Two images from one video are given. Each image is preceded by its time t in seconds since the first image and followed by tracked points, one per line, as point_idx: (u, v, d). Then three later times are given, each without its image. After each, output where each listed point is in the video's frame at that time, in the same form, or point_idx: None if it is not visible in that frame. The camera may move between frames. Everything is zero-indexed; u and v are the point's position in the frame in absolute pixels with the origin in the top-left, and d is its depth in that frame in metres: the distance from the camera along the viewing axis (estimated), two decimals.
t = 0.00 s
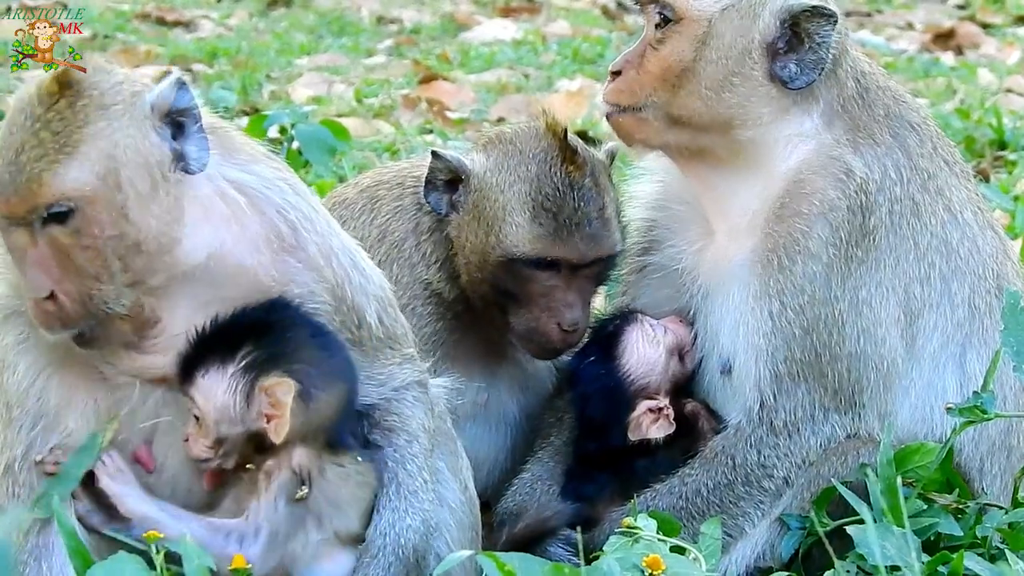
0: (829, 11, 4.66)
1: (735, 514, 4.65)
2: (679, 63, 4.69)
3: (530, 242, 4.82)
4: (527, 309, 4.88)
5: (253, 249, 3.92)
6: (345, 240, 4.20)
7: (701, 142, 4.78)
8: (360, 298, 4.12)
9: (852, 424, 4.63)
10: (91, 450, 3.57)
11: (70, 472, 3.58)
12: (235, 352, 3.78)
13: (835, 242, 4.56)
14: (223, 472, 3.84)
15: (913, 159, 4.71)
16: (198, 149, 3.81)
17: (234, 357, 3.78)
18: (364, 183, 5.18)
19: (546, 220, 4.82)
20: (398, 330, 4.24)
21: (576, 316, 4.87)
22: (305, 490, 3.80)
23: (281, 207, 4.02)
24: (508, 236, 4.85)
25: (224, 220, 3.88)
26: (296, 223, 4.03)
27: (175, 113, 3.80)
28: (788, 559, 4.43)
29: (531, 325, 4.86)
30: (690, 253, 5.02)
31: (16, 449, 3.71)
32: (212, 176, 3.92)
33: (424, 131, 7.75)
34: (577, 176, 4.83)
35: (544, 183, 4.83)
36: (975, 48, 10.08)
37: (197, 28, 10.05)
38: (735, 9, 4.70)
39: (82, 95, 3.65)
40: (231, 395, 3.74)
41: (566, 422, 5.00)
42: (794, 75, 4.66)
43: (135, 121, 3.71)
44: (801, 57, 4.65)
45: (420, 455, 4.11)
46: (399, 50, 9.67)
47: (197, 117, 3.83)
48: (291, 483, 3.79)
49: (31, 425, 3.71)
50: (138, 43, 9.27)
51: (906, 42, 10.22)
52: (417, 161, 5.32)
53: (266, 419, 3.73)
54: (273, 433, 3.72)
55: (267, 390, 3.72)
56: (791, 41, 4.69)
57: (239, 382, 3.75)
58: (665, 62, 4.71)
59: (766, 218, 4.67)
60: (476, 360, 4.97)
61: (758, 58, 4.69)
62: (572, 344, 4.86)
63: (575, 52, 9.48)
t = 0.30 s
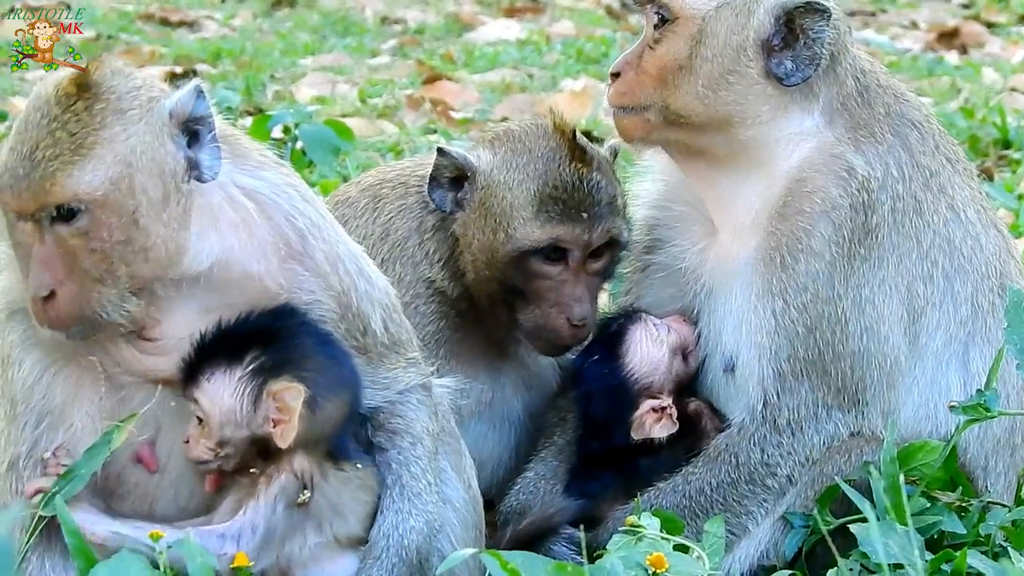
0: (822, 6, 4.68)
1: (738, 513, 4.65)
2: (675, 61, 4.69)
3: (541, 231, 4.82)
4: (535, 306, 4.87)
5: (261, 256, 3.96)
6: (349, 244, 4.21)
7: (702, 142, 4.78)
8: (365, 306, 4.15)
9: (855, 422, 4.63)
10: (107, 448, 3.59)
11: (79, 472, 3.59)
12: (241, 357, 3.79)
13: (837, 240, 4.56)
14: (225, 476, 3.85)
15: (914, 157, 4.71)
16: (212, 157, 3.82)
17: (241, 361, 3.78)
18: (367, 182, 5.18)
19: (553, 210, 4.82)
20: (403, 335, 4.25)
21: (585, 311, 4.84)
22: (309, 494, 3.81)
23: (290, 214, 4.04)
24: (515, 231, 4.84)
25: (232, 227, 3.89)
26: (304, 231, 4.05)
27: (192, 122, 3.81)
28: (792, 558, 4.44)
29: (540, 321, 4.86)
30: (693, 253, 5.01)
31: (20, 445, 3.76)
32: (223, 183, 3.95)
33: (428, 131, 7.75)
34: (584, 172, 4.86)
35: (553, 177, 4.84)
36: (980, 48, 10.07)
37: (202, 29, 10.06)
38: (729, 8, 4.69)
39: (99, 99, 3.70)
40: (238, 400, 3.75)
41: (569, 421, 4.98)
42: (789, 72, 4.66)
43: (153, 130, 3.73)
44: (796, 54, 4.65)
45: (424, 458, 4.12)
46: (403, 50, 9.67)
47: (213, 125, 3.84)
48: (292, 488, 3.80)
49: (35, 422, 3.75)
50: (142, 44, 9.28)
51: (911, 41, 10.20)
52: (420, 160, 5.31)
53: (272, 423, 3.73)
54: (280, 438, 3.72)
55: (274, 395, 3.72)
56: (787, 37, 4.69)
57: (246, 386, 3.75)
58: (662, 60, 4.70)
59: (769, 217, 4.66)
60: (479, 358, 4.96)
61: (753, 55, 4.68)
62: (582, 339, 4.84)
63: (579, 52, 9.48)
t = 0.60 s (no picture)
0: (822, 7, 4.69)
1: (743, 511, 4.66)
2: (673, 54, 4.70)
3: (550, 223, 4.84)
4: (543, 300, 4.88)
5: (264, 253, 3.99)
6: (354, 243, 4.22)
7: (701, 135, 4.79)
8: (370, 306, 4.15)
9: (858, 419, 4.63)
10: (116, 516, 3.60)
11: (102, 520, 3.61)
12: (246, 362, 3.80)
13: (839, 237, 4.56)
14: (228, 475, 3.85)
15: (917, 155, 4.71)
16: (210, 153, 3.84)
17: (246, 367, 3.79)
18: (371, 181, 5.18)
19: (561, 201, 4.85)
20: (407, 335, 4.26)
21: (594, 305, 4.85)
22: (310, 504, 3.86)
23: (294, 213, 4.06)
24: (524, 225, 4.87)
25: (232, 225, 3.92)
26: (308, 230, 4.07)
27: (195, 113, 3.85)
28: (797, 555, 4.44)
29: (549, 316, 4.87)
30: (697, 250, 5.02)
31: (28, 447, 3.74)
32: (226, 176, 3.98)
33: (430, 129, 7.75)
34: (592, 165, 4.89)
35: (560, 169, 4.87)
36: (981, 43, 10.07)
37: (203, 27, 10.05)
38: (729, 3, 4.72)
39: (96, 77, 3.80)
40: (240, 404, 3.75)
41: (572, 421, 4.97)
42: (787, 71, 4.67)
43: (151, 116, 3.79)
44: (795, 53, 4.67)
45: (428, 459, 4.12)
46: (405, 47, 9.67)
47: (217, 121, 3.87)
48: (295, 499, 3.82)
49: (41, 423, 3.74)
50: (144, 42, 9.28)
51: (912, 37, 10.20)
52: (424, 159, 5.31)
53: (276, 430, 3.72)
54: (283, 445, 3.72)
55: (278, 402, 3.72)
56: (786, 37, 4.70)
57: (249, 391, 3.75)
58: (660, 53, 4.71)
59: (771, 214, 4.66)
60: (483, 356, 4.95)
61: (752, 52, 4.70)
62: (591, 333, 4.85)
63: (580, 49, 9.48)
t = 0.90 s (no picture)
0: (809, 3, 4.68)
1: (743, 512, 4.66)
2: (668, 57, 4.70)
3: (551, 219, 4.83)
4: (547, 298, 4.85)
5: (262, 250, 3.98)
6: (353, 246, 4.23)
7: (701, 138, 4.79)
8: (367, 307, 4.16)
9: (859, 419, 4.63)
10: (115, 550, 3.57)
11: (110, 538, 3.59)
12: (232, 346, 3.81)
13: (838, 237, 4.55)
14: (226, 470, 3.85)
15: (915, 154, 4.71)
16: (206, 148, 3.85)
17: (231, 351, 3.80)
18: (370, 184, 5.18)
19: (562, 197, 4.83)
20: (404, 339, 4.26)
21: (597, 302, 4.82)
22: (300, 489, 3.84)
23: (292, 213, 4.06)
24: (526, 221, 4.85)
25: (229, 223, 3.93)
26: (306, 230, 4.07)
27: (192, 107, 3.87)
28: (798, 555, 4.44)
29: (553, 314, 4.84)
30: (695, 251, 5.01)
31: (35, 454, 3.71)
32: (223, 175, 3.98)
33: (428, 132, 7.75)
34: (591, 161, 4.90)
35: (561, 166, 4.87)
36: (979, 44, 10.08)
37: (201, 31, 10.04)
38: (721, 6, 4.72)
39: (96, 64, 3.83)
40: (225, 388, 3.76)
41: (573, 422, 4.98)
42: (779, 69, 4.67)
43: (148, 106, 3.81)
44: (786, 51, 4.67)
45: (421, 463, 4.11)
46: (403, 51, 9.67)
47: (214, 117, 3.89)
48: (282, 482, 3.81)
49: (47, 430, 3.72)
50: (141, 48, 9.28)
51: (910, 38, 10.19)
52: (426, 161, 5.30)
53: (260, 415, 3.76)
54: (267, 430, 3.76)
55: (263, 387, 3.75)
56: (778, 35, 4.71)
57: (235, 374, 3.77)
58: (656, 56, 4.71)
59: (770, 215, 4.66)
60: (484, 357, 4.96)
61: (745, 53, 4.70)
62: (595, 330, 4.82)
63: (578, 51, 9.49)
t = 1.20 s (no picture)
0: (804, 6, 4.70)
1: (742, 512, 4.67)
2: (661, 60, 4.71)
3: (550, 213, 4.85)
4: (546, 293, 4.85)
5: (263, 251, 4.00)
6: (354, 250, 4.24)
7: (696, 141, 4.80)
8: (367, 312, 4.15)
9: (857, 420, 4.62)
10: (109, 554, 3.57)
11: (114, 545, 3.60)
12: (184, 347, 3.81)
13: (835, 237, 4.56)
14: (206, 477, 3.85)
15: (911, 154, 4.71)
16: (213, 142, 3.91)
17: (184, 352, 3.80)
18: (366, 188, 5.15)
19: (561, 190, 4.86)
20: (403, 344, 4.26)
21: (596, 297, 4.84)
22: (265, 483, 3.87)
23: (293, 215, 4.08)
24: (526, 214, 4.87)
25: (230, 224, 3.96)
26: (307, 233, 4.08)
27: (200, 102, 3.94)
28: (796, 556, 4.45)
29: (552, 309, 4.83)
30: (690, 252, 5.00)
31: (42, 460, 3.75)
32: (226, 176, 4.02)
33: (426, 135, 7.75)
34: (590, 156, 4.93)
35: (560, 160, 4.91)
36: (976, 44, 10.09)
37: (199, 35, 10.04)
38: (713, 7, 4.73)
39: (109, 53, 3.88)
40: (180, 391, 3.78)
41: (570, 424, 4.97)
42: (773, 71, 4.69)
43: (157, 97, 3.87)
44: (781, 52, 4.68)
45: (423, 466, 4.10)
46: (400, 54, 9.67)
47: (221, 113, 3.95)
48: (245, 479, 3.86)
49: (53, 436, 3.75)
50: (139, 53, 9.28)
51: (908, 39, 10.19)
52: (424, 165, 5.28)
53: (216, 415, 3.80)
54: (222, 431, 3.80)
55: (217, 387, 3.78)
56: (772, 36, 4.71)
57: (189, 376, 3.78)
58: (650, 59, 4.73)
59: (766, 216, 4.66)
60: (483, 357, 4.96)
61: (738, 54, 4.71)
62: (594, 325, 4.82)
63: (575, 53, 9.49)
